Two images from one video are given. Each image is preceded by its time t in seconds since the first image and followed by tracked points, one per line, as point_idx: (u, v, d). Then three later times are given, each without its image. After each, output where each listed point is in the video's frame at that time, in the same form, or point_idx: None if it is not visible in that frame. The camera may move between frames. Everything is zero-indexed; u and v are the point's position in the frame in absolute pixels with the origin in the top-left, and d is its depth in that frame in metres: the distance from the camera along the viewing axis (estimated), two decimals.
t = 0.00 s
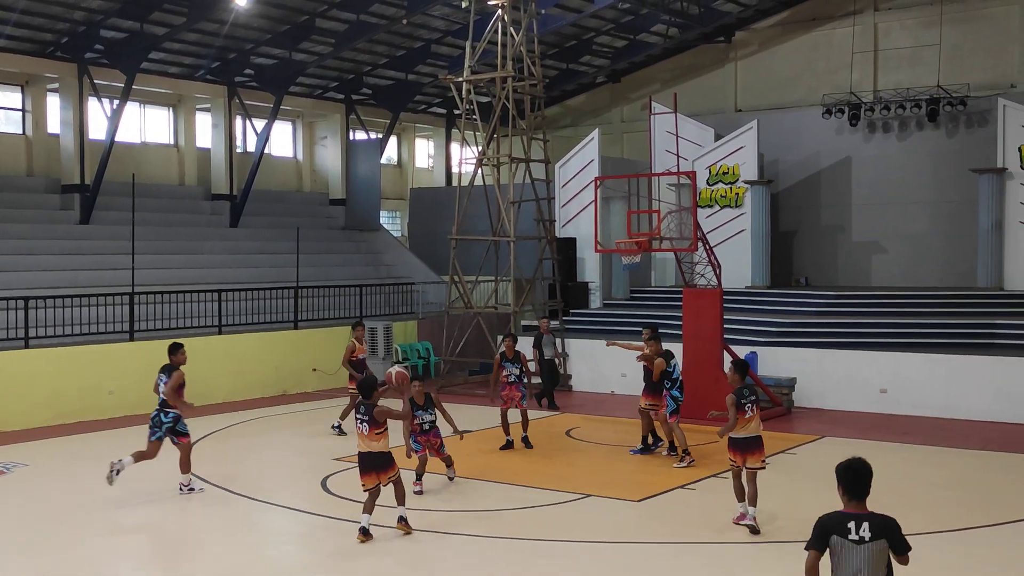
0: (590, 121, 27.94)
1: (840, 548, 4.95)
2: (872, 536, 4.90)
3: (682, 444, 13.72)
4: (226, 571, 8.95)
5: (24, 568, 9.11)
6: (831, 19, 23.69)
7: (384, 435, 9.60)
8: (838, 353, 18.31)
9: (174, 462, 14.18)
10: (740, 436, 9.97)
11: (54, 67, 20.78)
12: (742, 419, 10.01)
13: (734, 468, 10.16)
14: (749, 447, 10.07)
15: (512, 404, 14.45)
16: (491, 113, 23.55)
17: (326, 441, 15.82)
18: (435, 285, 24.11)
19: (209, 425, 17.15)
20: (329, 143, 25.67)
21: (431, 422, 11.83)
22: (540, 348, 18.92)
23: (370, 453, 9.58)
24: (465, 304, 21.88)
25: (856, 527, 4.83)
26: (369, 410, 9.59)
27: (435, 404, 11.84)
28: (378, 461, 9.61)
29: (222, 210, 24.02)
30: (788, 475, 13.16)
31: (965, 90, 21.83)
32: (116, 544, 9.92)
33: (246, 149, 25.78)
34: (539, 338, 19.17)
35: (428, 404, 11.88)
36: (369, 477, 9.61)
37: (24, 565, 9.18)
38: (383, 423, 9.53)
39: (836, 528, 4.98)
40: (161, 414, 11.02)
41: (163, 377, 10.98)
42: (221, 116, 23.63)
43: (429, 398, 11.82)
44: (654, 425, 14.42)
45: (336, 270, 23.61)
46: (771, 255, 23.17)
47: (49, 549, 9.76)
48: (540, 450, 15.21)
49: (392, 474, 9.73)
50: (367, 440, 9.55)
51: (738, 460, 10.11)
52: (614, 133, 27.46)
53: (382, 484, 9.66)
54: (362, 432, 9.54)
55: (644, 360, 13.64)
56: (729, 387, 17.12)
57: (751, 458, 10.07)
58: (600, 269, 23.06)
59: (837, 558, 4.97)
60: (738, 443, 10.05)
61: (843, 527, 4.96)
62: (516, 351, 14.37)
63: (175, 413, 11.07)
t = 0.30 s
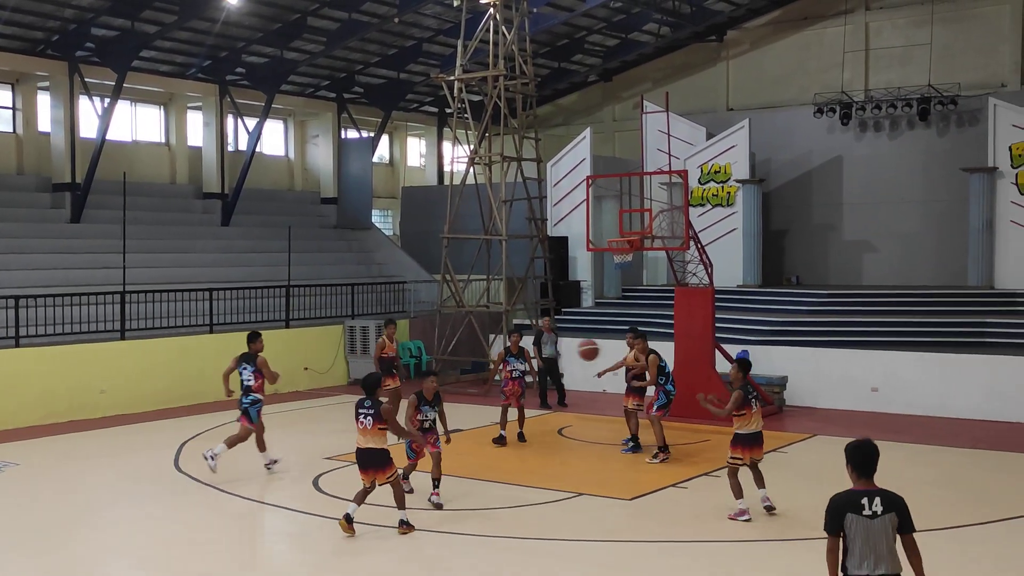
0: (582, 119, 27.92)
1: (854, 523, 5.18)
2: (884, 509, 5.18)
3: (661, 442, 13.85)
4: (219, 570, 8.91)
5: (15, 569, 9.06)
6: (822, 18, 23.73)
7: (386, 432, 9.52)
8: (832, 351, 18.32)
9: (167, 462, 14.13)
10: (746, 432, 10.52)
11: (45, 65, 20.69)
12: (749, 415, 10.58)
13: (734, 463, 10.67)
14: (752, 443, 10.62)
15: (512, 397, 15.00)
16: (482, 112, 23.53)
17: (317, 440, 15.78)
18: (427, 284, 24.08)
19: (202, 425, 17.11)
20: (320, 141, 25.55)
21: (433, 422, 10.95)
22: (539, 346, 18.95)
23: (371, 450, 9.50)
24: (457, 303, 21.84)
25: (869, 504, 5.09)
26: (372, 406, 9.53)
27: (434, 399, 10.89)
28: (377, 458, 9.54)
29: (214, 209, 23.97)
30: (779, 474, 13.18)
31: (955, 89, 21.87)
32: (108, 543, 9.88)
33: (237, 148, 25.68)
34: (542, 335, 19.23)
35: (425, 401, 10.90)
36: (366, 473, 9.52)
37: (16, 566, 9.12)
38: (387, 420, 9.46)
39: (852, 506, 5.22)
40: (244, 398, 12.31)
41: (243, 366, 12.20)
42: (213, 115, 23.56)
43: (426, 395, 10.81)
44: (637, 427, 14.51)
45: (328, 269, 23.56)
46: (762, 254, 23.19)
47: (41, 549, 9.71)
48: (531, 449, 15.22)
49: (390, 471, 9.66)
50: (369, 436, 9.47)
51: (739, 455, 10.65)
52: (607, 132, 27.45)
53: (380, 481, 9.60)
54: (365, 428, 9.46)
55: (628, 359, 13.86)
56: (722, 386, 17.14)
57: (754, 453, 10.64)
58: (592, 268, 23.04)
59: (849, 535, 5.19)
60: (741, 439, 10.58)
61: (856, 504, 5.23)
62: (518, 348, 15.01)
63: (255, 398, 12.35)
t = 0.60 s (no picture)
0: (574, 116, 27.89)
1: (867, 507, 5.40)
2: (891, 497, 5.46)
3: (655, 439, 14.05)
4: (208, 569, 8.88)
5: (3, 567, 9.02)
6: (814, 16, 23.77)
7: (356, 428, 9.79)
8: (823, 348, 18.41)
9: (157, 460, 14.09)
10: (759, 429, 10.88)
11: (34, 62, 20.59)
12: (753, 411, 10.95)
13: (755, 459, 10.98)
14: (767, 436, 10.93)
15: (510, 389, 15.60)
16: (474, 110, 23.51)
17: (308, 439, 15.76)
18: (419, 282, 24.07)
19: (192, 423, 17.06)
20: (311, 138, 25.44)
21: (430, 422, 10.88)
22: (537, 343, 19.03)
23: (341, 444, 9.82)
24: (449, 302, 21.81)
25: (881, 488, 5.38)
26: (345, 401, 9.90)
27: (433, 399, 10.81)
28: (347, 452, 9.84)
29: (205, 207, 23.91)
30: (769, 472, 13.21)
31: (946, 87, 21.96)
32: (98, 542, 9.84)
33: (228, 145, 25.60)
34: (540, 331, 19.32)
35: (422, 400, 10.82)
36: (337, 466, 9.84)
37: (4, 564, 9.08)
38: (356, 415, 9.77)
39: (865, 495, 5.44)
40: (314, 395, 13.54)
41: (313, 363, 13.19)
42: (204, 112, 23.51)
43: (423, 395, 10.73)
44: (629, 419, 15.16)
45: (319, 267, 23.50)
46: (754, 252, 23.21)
47: (29, 548, 9.66)
48: (521, 446, 15.23)
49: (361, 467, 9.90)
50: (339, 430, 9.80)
51: (761, 451, 10.96)
52: (599, 129, 27.44)
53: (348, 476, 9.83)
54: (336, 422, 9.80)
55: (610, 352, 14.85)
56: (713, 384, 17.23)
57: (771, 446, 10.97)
58: (583, 266, 23.03)
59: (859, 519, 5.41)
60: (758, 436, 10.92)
61: (865, 493, 5.49)
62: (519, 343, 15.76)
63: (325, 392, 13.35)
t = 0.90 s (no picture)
0: (576, 86, 23.96)
1: (926, 532, 4.87)
2: (954, 518, 4.92)
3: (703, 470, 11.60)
4: None
5: None
6: None
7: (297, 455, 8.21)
8: (867, 359, 15.74)
9: (41, 519, 10.64)
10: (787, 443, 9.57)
11: None
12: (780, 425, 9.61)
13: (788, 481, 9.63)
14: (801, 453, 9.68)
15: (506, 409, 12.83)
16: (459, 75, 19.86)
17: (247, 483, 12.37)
18: (393, 280, 20.48)
19: (106, 461, 13.62)
20: (266, 110, 21.61)
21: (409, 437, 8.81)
22: (538, 351, 15.58)
23: (276, 475, 8.23)
24: (429, 304, 18.22)
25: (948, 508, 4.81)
26: (281, 423, 8.33)
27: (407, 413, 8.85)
28: (283, 486, 8.21)
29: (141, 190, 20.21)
30: (851, 536, 10.02)
31: (1017, 50, 18.54)
32: None
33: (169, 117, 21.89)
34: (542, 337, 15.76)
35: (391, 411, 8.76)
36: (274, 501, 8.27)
37: None
38: (296, 440, 8.18)
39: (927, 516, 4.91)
40: (348, 406, 11.88)
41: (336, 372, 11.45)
42: (139, 78, 19.83)
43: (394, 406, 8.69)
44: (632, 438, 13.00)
45: (275, 263, 19.90)
46: (788, 245, 19.77)
47: None
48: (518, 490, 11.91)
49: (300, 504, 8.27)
50: (274, 458, 8.22)
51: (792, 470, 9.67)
52: (607, 101, 23.45)
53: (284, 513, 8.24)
54: (271, 449, 8.26)
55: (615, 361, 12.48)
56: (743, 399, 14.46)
57: (805, 466, 9.62)
58: (588, 260, 19.49)
59: (917, 544, 4.89)
60: (785, 452, 9.64)
61: (928, 512, 4.95)
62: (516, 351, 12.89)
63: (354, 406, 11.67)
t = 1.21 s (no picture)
0: (577, 55, 22.09)
1: (977, 561, 4.07)
2: (1004, 545, 4.13)
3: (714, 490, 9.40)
4: None
5: None
6: None
7: (228, 482, 6.60)
8: (908, 365, 13.02)
9: None
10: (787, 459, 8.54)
11: None
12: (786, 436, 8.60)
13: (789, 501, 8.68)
14: (806, 472, 8.58)
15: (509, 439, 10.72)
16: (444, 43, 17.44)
17: (175, 516, 10.10)
18: (368, 276, 18.18)
19: (11, 489, 11.27)
20: (225, 84, 19.12)
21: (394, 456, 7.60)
22: (531, 356, 12.91)
23: (198, 503, 6.59)
24: (409, 304, 15.92)
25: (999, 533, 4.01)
26: (214, 440, 6.72)
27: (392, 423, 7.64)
28: (205, 515, 6.58)
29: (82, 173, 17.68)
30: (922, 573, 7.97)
31: None
32: None
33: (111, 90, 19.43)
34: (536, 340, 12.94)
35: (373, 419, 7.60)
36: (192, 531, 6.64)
37: None
38: (228, 463, 6.60)
39: (975, 541, 4.09)
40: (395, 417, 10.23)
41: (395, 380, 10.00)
42: (78, 48, 17.32)
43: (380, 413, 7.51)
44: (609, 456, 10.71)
45: (232, 255, 17.49)
46: (815, 238, 17.58)
47: None
48: (505, 516, 9.75)
49: (224, 541, 6.62)
50: (198, 483, 6.58)
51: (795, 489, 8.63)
52: (611, 72, 21.65)
53: (203, 549, 6.59)
54: (195, 470, 6.63)
55: (611, 369, 10.31)
56: (762, 410, 12.05)
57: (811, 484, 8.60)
58: (591, 256, 17.18)
59: None
60: (790, 468, 8.62)
61: (974, 539, 4.13)
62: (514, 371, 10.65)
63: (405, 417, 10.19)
